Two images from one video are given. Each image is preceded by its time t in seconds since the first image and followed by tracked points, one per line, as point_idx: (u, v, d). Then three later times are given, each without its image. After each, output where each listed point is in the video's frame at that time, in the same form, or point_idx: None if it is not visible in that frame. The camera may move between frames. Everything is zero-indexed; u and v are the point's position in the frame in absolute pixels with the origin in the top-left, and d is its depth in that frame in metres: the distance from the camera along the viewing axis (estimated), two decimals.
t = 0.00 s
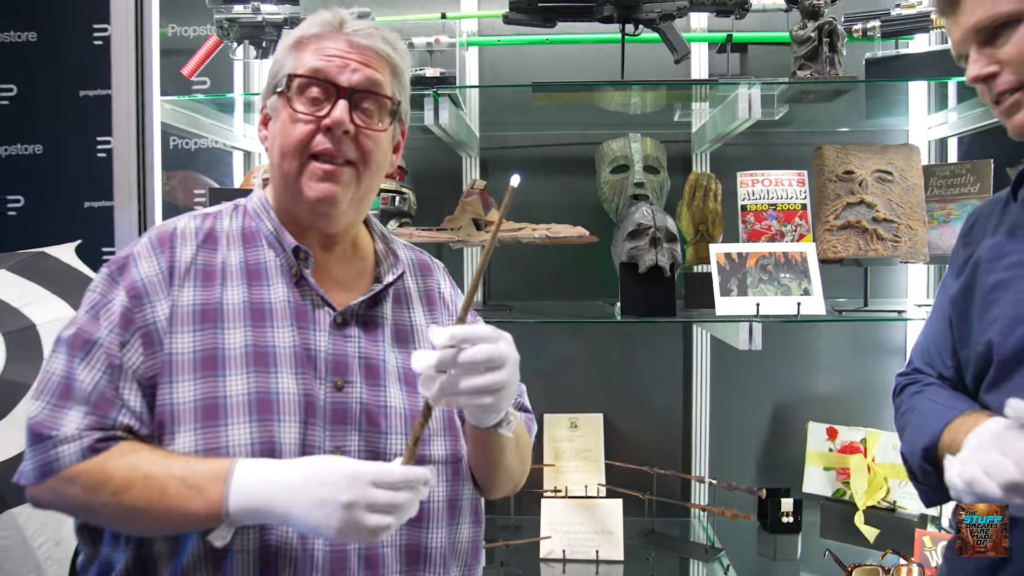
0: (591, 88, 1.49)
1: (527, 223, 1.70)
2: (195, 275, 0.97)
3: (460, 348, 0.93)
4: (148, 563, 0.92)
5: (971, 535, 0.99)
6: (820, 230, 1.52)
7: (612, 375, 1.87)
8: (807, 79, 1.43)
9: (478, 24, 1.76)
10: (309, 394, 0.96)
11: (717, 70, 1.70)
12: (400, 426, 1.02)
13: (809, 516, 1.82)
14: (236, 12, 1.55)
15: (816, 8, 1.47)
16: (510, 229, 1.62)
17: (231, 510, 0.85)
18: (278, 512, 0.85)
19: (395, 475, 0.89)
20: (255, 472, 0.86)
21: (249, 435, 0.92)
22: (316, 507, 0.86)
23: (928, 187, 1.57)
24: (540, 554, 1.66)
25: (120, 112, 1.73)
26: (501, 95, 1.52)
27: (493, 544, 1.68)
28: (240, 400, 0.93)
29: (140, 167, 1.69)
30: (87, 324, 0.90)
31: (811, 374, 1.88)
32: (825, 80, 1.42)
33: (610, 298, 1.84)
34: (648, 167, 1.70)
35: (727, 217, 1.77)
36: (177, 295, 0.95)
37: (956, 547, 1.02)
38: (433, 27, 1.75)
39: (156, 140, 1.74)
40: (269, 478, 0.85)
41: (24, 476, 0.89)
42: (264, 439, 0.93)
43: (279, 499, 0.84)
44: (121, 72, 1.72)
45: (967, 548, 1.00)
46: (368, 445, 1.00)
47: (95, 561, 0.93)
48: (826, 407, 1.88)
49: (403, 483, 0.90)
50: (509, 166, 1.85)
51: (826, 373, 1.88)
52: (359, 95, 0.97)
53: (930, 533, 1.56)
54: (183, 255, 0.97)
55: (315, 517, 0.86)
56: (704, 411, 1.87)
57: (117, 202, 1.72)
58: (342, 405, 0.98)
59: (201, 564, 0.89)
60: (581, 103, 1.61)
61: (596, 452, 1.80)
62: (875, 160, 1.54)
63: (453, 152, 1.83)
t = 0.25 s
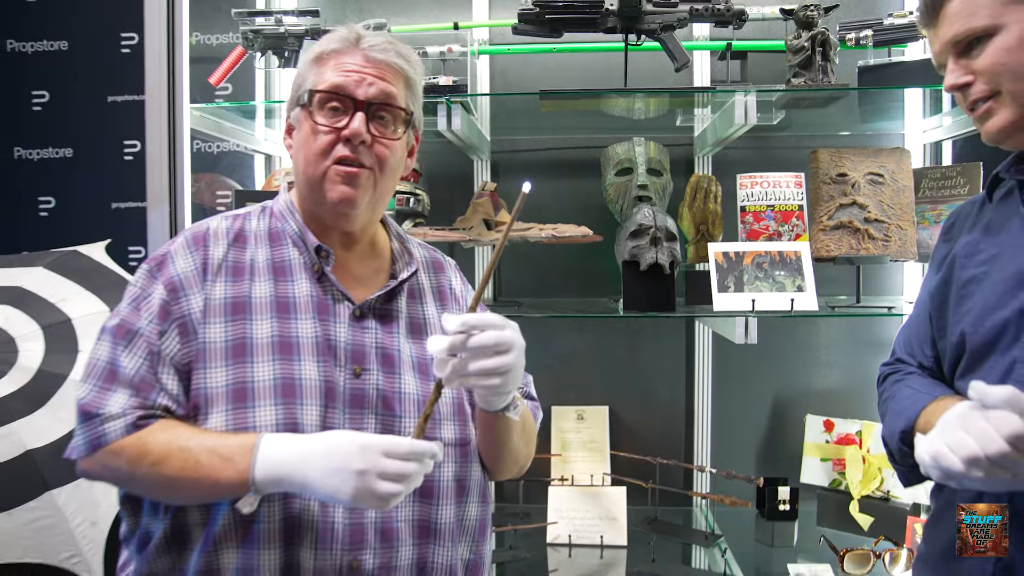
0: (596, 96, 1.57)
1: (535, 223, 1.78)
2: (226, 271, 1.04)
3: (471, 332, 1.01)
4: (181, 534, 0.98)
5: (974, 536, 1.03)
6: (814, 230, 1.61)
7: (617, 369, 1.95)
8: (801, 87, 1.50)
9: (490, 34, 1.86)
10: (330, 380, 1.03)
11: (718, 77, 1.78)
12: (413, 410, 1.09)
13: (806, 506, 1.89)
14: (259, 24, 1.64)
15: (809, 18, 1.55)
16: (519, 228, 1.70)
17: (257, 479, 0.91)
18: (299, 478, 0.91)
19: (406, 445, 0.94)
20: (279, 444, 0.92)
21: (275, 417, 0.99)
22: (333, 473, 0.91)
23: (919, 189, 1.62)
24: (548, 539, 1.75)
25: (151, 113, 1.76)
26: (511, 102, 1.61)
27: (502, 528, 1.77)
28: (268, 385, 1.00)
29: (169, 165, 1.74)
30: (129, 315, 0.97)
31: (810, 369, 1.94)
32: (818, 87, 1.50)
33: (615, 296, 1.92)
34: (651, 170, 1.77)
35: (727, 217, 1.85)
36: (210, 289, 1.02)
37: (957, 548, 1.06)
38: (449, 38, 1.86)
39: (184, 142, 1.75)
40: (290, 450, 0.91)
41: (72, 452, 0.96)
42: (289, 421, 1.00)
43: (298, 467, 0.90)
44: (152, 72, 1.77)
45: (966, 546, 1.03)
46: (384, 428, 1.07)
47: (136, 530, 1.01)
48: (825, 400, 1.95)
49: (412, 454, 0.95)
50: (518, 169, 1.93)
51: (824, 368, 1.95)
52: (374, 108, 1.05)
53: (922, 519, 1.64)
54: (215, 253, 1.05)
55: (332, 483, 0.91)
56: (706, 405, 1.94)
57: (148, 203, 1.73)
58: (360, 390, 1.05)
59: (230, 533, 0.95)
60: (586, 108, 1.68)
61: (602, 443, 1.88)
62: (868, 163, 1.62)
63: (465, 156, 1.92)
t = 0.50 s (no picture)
0: (603, 89, 1.64)
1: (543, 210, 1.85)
2: (254, 253, 1.10)
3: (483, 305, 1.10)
4: (213, 495, 1.05)
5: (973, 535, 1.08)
6: (811, 218, 1.67)
7: (622, 351, 2.02)
8: (800, 80, 1.57)
9: (501, 26, 1.90)
10: (350, 355, 1.10)
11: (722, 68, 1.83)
12: (427, 384, 1.15)
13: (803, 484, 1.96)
14: (280, 19, 1.71)
15: (809, 13, 1.62)
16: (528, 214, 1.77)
17: (284, 442, 0.97)
18: (321, 439, 0.96)
19: (420, 410, 1.02)
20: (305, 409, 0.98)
21: (300, 388, 1.06)
22: (352, 435, 0.97)
23: (914, 178, 1.70)
24: (554, 512, 1.83)
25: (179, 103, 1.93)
26: (522, 94, 1.69)
27: (511, 500, 1.86)
28: (293, 359, 1.06)
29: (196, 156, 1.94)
30: (165, 293, 1.04)
31: (809, 352, 2.01)
32: (815, 81, 1.56)
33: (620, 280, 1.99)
34: (656, 159, 1.83)
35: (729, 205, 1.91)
36: (239, 269, 1.08)
37: (958, 548, 1.11)
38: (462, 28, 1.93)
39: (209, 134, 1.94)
40: (316, 415, 0.97)
41: (113, 420, 1.03)
42: (312, 392, 1.07)
43: (324, 429, 0.97)
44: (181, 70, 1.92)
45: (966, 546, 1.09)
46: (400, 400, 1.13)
47: (171, 493, 1.08)
48: (824, 382, 2.01)
49: (423, 418, 1.02)
50: (527, 157, 2.00)
51: (824, 351, 2.01)
52: (393, 104, 1.12)
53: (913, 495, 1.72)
54: (244, 236, 1.11)
55: (352, 444, 0.97)
56: (707, 386, 2.01)
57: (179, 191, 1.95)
58: (378, 365, 1.12)
59: (258, 493, 1.01)
60: (594, 99, 1.74)
61: (608, 422, 1.95)
62: (864, 153, 1.68)
63: (476, 144, 1.99)
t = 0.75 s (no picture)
0: (594, 99, 1.71)
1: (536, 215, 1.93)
2: (260, 255, 1.15)
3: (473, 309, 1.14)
4: (219, 485, 1.08)
5: (974, 535, 1.13)
6: (791, 224, 1.76)
7: (610, 351, 2.09)
8: (781, 92, 1.64)
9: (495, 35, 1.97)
10: (351, 353, 1.15)
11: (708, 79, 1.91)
12: (423, 381, 1.20)
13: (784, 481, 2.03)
14: (283, 28, 1.77)
15: (790, 29, 1.69)
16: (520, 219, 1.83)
17: (289, 435, 1.02)
18: (325, 432, 1.02)
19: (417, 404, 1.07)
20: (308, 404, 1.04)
21: (304, 383, 1.11)
22: (354, 427, 1.02)
23: (889, 187, 1.78)
24: (543, 507, 1.88)
25: (187, 108, 2.00)
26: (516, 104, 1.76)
27: (502, 495, 1.93)
28: (297, 356, 1.11)
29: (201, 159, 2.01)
30: (175, 293, 1.09)
31: (790, 353, 2.08)
32: (795, 94, 1.64)
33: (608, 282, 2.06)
34: (644, 166, 1.90)
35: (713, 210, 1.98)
36: (246, 270, 1.13)
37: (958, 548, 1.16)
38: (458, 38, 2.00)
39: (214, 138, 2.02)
40: (319, 409, 1.03)
41: (125, 413, 1.08)
42: (315, 388, 1.12)
43: (327, 422, 1.02)
44: (190, 78, 2.01)
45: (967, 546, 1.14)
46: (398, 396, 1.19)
47: (177, 484, 1.11)
48: (804, 383, 2.08)
49: (420, 412, 1.07)
50: (519, 163, 2.06)
51: (805, 353, 2.08)
52: (395, 115, 1.18)
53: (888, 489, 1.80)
54: (251, 239, 1.16)
55: (353, 438, 1.02)
56: (692, 385, 2.08)
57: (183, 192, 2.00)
58: (378, 362, 1.17)
59: (264, 483, 1.06)
60: (585, 108, 1.81)
61: (596, 420, 2.01)
62: (841, 162, 1.77)
63: (470, 150, 2.05)
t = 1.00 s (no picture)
0: (567, 121, 1.79)
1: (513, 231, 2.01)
2: (253, 272, 1.21)
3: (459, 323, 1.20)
4: (215, 493, 1.15)
5: (972, 534, 1.17)
6: (757, 238, 1.85)
7: (586, 362, 2.16)
8: (746, 115, 1.73)
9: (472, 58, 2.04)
10: (340, 365, 1.21)
11: (678, 101, 2.00)
12: (410, 391, 1.26)
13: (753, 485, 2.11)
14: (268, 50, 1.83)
15: (754, 55, 1.78)
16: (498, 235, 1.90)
17: (282, 443, 1.08)
18: (318, 441, 1.08)
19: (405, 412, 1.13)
20: (302, 413, 1.10)
21: (295, 394, 1.17)
22: (346, 435, 1.09)
23: (849, 205, 1.87)
24: (522, 513, 1.95)
25: (173, 124, 1.97)
26: (493, 126, 1.84)
27: (481, 502, 1.99)
28: (289, 368, 1.17)
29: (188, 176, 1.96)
30: (172, 309, 1.15)
31: (758, 362, 2.17)
32: (759, 116, 1.73)
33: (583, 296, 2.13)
34: (617, 183, 1.98)
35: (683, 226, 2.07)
36: (240, 286, 1.19)
37: (957, 547, 1.19)
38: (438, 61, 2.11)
39: (201, 151, 1.98)
40: (311, 418, 1.09)
41: (123, 424, 1.14)
42: (306, 398, 1.18)
43: (319, 431, 1.08)
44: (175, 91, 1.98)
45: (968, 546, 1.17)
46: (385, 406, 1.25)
47: (172, 493, 1.17)
48: (771, 391, 2.17)
49: (408, 418, 1.14)
50: (496, 180, 2.13)
51: (771, 362, 2.17)
52: (382, 136, 1.24)
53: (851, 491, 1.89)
54: (244, 256, 1.22)
55: (346, 444, 1.09)
56: (665, 394, 2.15)
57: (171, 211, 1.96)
58: (366, 374, 1.23)
59: (258, 490, 1.12)
60: (560, 129, 1.89)
61: (572, 429, 2.08)
62: (804, 181, 1.85)
63: (449, 168, 2.12)
